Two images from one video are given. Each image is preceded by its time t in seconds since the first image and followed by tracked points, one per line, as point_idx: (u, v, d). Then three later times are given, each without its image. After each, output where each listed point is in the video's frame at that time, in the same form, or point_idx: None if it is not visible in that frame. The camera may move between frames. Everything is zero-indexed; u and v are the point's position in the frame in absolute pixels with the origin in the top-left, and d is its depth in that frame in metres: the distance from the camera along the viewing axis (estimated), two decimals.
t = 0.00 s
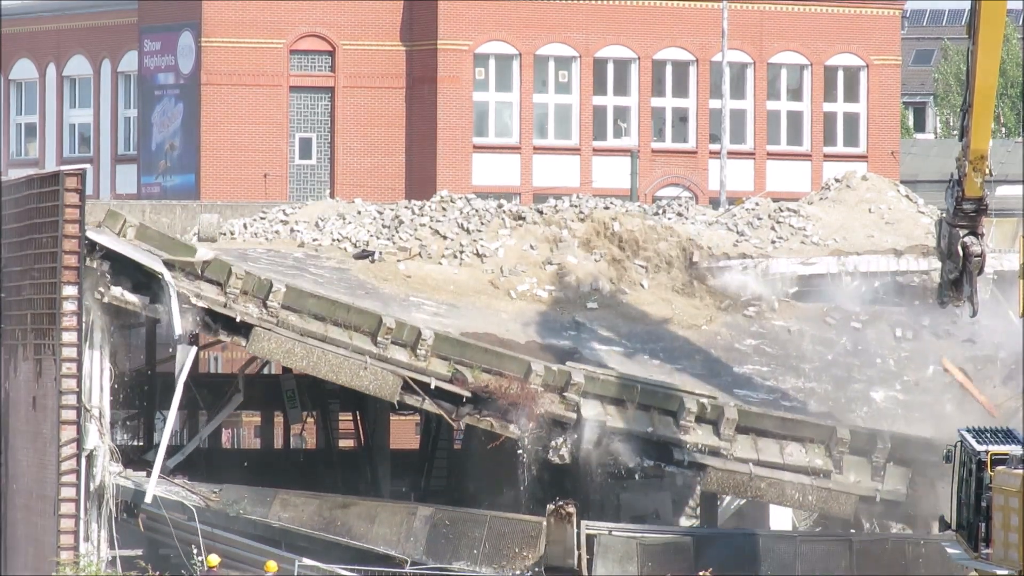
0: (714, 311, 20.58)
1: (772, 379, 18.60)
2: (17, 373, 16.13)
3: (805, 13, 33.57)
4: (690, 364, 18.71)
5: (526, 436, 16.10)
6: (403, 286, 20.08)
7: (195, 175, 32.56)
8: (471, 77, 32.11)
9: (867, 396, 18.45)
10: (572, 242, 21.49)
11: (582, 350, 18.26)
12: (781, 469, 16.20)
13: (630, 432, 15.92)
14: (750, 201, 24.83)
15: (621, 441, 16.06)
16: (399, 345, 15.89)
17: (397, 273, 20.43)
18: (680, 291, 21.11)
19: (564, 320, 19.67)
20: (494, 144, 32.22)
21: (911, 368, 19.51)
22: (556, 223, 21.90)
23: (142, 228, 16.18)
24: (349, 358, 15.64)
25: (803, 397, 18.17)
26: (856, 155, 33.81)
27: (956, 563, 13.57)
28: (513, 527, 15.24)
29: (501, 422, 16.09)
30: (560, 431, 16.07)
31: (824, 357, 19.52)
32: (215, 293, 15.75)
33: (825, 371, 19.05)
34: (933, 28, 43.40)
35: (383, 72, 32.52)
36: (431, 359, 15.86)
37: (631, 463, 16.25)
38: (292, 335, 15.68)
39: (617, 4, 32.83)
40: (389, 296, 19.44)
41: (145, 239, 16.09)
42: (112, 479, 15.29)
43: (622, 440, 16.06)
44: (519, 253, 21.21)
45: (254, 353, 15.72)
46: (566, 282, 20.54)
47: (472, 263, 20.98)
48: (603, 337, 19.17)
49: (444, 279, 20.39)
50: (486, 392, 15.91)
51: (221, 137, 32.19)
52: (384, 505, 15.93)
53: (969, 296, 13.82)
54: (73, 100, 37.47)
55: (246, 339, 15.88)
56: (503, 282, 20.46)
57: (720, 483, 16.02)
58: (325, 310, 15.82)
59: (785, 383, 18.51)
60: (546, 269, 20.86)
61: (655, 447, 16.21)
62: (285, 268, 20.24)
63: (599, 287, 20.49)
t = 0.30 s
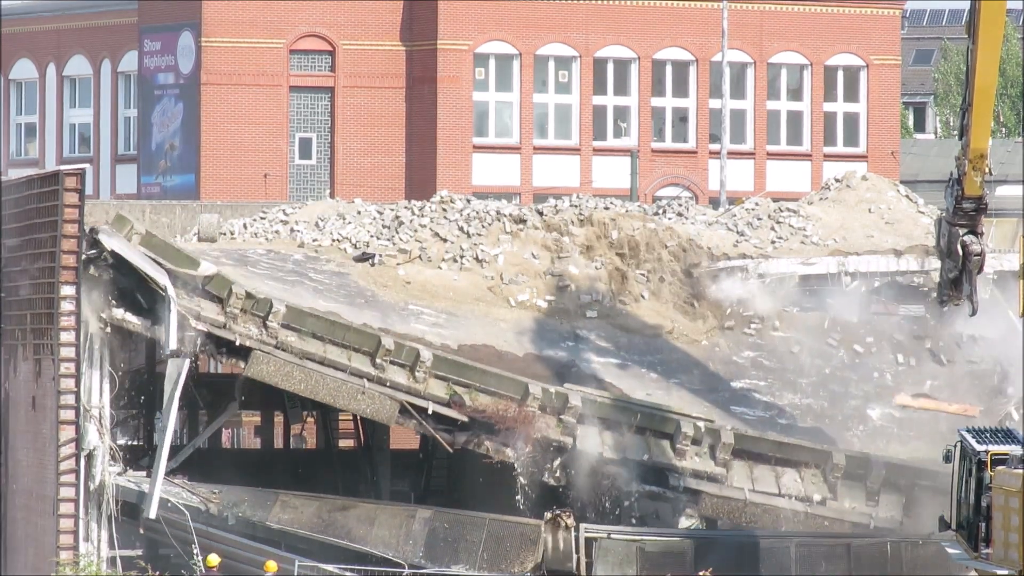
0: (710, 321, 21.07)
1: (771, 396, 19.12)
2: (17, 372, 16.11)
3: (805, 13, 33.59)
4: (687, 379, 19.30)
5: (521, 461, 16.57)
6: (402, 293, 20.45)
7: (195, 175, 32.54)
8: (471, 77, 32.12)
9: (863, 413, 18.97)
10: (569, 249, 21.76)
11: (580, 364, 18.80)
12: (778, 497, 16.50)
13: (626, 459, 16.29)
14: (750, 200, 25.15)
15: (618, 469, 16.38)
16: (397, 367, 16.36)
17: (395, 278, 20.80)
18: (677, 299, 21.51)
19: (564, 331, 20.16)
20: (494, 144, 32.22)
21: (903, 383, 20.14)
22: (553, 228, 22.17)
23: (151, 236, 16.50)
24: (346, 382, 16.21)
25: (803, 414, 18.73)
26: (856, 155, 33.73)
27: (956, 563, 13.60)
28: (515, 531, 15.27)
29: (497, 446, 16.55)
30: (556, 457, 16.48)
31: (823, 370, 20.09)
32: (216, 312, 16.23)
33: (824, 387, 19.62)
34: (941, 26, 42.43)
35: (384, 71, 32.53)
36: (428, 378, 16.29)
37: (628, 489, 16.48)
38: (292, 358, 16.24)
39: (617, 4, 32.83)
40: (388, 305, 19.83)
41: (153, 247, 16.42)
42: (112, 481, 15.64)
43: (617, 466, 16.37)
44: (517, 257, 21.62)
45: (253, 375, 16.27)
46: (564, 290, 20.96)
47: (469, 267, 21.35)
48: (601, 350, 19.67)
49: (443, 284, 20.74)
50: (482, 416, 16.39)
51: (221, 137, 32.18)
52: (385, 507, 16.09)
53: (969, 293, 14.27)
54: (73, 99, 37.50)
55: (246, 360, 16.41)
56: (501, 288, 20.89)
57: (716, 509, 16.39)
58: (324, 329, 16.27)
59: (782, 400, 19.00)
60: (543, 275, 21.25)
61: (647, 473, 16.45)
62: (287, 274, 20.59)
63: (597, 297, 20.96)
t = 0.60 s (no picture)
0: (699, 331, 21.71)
1: (767, 415, 20.33)
2: (17, 373, 16.11)
3: (806, 13, 33.56)
4: (683, 398, 20.21)
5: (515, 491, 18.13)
6: (402, 303, 20.86)
7: (195, 174, 32.51)
8: (471, 77, 32.11)
9: (858, 432, 20.40)
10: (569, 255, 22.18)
11: (578, 383, 19.66)
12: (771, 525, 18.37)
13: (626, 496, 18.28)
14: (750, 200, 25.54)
15: (620, 504, 18.29)
16: (392, 401, 17.88)
17: (394, 286, 21.19)
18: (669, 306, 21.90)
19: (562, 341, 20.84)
20: (495, 144, 32.24)
21: (894, 402, 21.37)
22: (553, 232, 22.64)
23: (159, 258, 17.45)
24: (342, 418, 17.59)
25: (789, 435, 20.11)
26: (856, 155, 33.76)
27: (956, 562, 13.63)
28: (514, 529, 15.77)
29: (491, 478, 18.14)
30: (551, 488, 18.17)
31: (819, 387, 21.21)
32: (215, 345, 17.50)
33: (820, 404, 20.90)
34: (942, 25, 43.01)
35: (383, 71, 32.52)
36: (425, 411, 17.91)
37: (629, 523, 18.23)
38: (288, 395, 17.49)
39: (618, 4, 32.80)
40: (387, 317, 20.34)
41: (155, 265, 17.37)
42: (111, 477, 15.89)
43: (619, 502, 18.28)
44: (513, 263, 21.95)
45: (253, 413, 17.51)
46: (563, 301, 21.33)
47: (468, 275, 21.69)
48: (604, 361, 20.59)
49: (446, 288, 21.28)
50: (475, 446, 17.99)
51: (221, 137, 32.15)
52: (383, 506, 16.67)
53: (967, 291, 14.30)
54: (73, 99, 37.48)
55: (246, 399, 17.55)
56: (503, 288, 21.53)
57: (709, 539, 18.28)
58: (323, 361, 17.78)
59: (778, 420, 20.31)
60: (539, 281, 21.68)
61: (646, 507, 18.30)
62: (288, 282, 20.94)
63: (600, 305, 21.39)
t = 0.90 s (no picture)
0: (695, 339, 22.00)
1: (764, 430, 20.54)
2: (17, 373, 16.12)
3: (806, 13, 33.56)
4: (681, 414, 20.55)
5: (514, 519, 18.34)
6: (400, 315, 21.30)
7: (195, 175, 32.50)
8: (471, 77, 32.12)
9: (854, 447, 20.54)
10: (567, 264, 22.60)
11: (574, 401, 19.97)
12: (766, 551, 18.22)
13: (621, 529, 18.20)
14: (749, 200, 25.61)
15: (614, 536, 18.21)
16: (389, 434, 18.22)
17: (393, 294, 21.65)
18: (664, 315, 22.25)
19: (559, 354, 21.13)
20: (494, 144, 32.24)
21: (893, 411, 21.49)
22: (552, 238, 23.11)
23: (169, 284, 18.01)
24: (337, 458, 18.05)
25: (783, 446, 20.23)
26: (855, 155, 33.75)
27: (955, 562, 13.63)
28: (515, 531, 15.83)
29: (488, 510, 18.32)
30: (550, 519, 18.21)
31: (817, 400, 21.39)
32: (214, 383, 17.89)
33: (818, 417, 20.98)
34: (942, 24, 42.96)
35: (383, 71, 32.52)
36: (421, 444, 18.21)
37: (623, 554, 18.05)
38: (283, 436, 17.97)
39: (618, 4, 32.81)
40: (386, 332, 20.75)
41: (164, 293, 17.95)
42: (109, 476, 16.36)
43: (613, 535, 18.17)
44: (510, 268, 22.46)
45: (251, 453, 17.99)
46: (563, 309, 21.83)
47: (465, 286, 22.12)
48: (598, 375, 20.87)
49: (444, 297, 21.73)
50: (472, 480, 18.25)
51: (221, 137, 32.14)
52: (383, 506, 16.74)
53: (966, 290, 14.34)
54: (73, 99, 37.47)
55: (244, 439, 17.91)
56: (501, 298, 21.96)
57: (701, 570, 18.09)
58: (318, 397, 18.17)
59: (776, 435, 20.51)
60: (536, 289, 22.17)
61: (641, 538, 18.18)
62: (287, 292, 21.22)
63: (597, 312, 21.78)
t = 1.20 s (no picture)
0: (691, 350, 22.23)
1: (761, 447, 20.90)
2: (16, 373, 16.56)
3: (806, 13, 33.55)
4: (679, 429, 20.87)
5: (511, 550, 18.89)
6: (397, 332, 21.70)
7: (195, 174, 32.48)
8: (471, 77, 32.12)
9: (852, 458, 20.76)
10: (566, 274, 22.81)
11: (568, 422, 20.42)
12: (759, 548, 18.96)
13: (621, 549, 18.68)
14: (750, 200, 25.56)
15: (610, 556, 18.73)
16: (381, 478, 19.13)
17: (391, 307, 22.06)
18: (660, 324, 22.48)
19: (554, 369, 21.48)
20: (494, 144, 32.24)
21: (891, 416, 21.61)
22: (552, 247, 23.15)
23: (179, 332, 19.49)
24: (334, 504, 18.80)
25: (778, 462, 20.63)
26: (856, 155, 33.75)
27: (956, 561, 13.64)
28: (515, 528, 16.38)
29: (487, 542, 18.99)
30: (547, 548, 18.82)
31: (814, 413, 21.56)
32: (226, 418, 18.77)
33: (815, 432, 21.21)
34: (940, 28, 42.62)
35: (383, 71, 32.51)
36: (412, 487, 19.09)
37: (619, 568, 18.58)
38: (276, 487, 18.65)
39: (618, 4, 32.78)
40: (383, 354, 21.23)
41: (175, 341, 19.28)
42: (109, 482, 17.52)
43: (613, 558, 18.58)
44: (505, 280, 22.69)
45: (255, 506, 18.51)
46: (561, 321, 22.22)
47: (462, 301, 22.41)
48: (596, 393, 21.30)
49: (441, 311, 22.14)
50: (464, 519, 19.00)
51: (221, 136, 32.11)
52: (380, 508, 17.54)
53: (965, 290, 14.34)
54: (73, 99, 37.28)
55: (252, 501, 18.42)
56: (501, 316, 22.25)
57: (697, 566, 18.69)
58: (310, 442, 19.03)
59: (773, 452, 20.87)
60: (533, 298, 22.45)
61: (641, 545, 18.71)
62: (284, 307, 21.54)
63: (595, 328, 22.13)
